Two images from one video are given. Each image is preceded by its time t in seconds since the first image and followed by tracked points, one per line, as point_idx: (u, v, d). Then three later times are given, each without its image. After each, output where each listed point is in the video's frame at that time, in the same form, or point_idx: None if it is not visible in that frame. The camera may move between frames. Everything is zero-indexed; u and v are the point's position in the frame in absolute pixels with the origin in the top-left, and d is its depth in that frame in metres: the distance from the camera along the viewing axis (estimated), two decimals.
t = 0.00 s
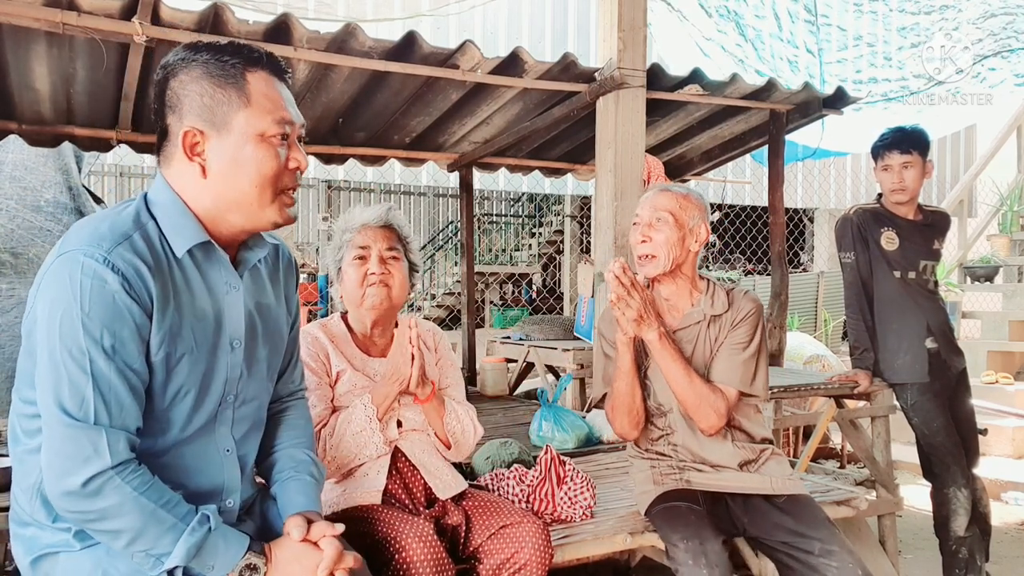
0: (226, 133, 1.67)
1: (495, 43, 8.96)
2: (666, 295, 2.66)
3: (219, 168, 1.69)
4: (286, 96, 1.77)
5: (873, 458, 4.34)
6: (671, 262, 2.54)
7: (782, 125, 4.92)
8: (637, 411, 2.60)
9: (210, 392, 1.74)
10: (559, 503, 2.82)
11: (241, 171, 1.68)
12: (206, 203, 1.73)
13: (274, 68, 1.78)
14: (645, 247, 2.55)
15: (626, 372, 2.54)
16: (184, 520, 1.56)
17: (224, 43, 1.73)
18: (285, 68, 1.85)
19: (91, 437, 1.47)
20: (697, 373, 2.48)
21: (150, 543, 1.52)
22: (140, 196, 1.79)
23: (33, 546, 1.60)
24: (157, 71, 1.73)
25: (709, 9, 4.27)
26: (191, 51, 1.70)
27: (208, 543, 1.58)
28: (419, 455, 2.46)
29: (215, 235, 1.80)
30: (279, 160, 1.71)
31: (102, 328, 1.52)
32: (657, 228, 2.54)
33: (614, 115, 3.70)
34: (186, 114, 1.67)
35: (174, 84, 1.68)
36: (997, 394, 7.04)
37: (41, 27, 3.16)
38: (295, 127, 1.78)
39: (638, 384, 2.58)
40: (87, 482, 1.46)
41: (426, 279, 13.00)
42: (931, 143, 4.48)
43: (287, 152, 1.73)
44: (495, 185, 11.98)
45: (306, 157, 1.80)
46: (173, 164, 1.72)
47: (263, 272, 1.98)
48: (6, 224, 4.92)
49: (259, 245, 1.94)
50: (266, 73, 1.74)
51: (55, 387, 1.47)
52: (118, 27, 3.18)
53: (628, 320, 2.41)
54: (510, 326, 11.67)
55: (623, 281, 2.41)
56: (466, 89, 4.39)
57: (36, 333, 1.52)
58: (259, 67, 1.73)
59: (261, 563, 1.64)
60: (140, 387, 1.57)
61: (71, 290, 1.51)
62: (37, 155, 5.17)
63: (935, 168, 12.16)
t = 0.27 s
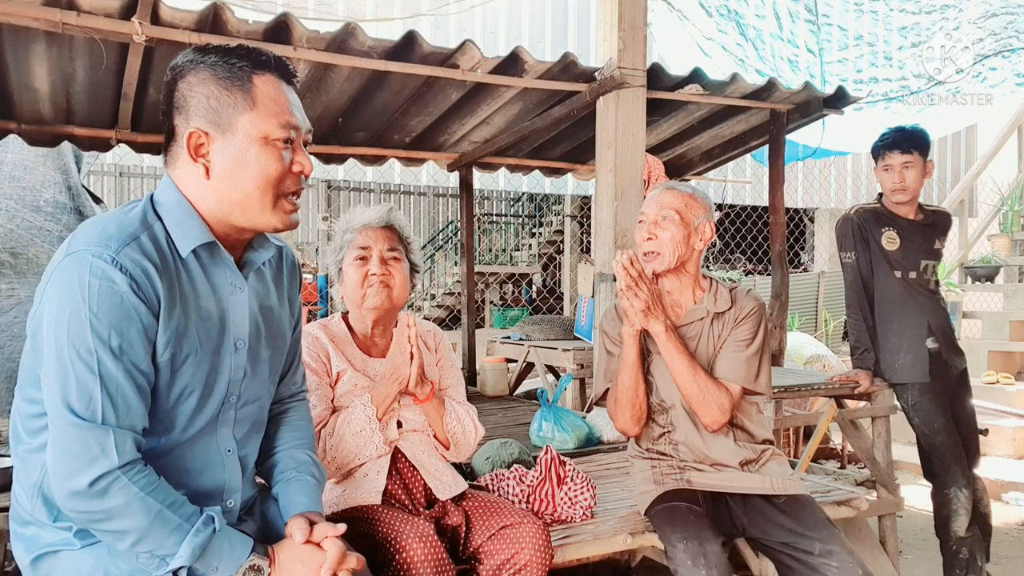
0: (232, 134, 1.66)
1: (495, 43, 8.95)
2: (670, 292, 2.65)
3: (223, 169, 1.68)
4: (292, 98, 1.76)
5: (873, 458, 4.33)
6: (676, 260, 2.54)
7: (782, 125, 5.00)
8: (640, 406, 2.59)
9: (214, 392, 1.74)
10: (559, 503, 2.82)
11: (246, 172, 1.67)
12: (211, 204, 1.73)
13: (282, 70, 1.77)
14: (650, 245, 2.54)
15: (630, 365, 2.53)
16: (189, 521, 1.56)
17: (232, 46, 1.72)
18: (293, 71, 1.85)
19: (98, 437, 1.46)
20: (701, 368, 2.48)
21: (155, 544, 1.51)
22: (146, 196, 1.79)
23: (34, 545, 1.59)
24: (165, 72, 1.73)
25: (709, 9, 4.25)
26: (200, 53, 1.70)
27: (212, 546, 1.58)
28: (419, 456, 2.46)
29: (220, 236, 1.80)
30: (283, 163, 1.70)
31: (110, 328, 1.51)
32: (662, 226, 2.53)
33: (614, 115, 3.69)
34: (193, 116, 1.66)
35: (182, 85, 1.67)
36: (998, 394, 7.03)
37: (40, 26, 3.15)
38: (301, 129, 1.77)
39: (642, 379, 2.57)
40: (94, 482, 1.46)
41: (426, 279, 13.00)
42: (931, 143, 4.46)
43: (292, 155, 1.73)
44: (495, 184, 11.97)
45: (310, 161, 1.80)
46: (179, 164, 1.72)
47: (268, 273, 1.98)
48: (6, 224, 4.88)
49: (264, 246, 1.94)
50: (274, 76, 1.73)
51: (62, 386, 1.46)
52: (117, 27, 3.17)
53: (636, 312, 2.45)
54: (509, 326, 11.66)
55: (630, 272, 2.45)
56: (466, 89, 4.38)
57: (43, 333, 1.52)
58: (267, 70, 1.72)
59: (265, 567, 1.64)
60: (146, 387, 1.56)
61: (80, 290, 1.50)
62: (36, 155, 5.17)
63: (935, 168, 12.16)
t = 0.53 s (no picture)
0: (226, 135, 1.67)
1: (494, 43, 8.96)
2: (668, 294, 2.65)
3: (217, 170, 1.68)
4: (291, 101, 1.75)
5: (873, 458, 4.34)
6: (674, 262, 2.55)
7: (781, 126, 5.01)
8: (639, 408, 2.60)
9: (215, 393, 1.74)
10: (559, 503, 2.82)
11: (242, 174, 1.67)
12: (207, 205, 1.72)
13: (284, 72, 1.77)
14: (648, 247, 2.55)
15: (628, 367, 2.54)
16: (190, 521, 1.56)
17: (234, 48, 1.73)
18: (296, 74, 1.85)
19: (100, 437, 1.46)
20: (700, 370, 2.48)
21: (156, 544, 1.52)
22: (148, 196, 1.79)
23: (34, 543, 1.59)
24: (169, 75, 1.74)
25: (709, 9, 4.26)
26: (201, 55, 1.71)
27: (213, 546, 1.58)
28: (419, 456, 2.46)
29: (221, 237, 1.80)
30: (277, 164, 1.69)
31: (113, 328, 1.51)
32: (659, 227, 2.53)
33: (614, 115, 3.69)
34: (192, 117, 1.67)
35: (184, 87, 1.68)
36: (998, 394, 7.03)
37: (40, 26, 3.15)
38: (299, 132, 1.76)
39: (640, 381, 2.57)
40: (94, 481, 1.46)
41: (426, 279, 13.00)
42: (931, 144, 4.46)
43: (287, 157, 1.71)
44: (495, 185, 11.98)
45: (309, 163, 1.78)
46: (179, 166, 1.72)
47: (270, 275, 1.98)
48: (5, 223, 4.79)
49: (265, 248, 1.94)
50: (273, 78, 1.73)
51: (65, 385, 1.47)
52: (117, 27, 3.17)
53: (633, 316, 2.45)
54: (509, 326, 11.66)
55: (627, 278, 2.43)
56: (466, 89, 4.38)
57: (45, 333, 1.52)
58: (267, 72, 1.72)
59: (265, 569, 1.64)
60: (148, 387, 1.57)
61: (84, 291, 1.51)
62: (36, 155, 5.17)
63: (935, 168, 12.16)
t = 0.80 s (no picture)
0: (209, 132, 1.68)
1: (495, 43, 8.97)
2: (667, 296, 2.66)
3: (200, 168, 1.70)
4: (281, 100, 1.76)
5: (873, 458, 4.34)
6: (671, 263, 2.54)
7: (781, 126, 5.01)
8: (636, 408, 2.60)
9: (210, 390, 1.75)
10: (559, 503, 2.82)
11: (228, 174, 1.67)
12: (195, 204, 1.74)
13: (274, 71, 1.78)
14: (645, 247, 2.55)
15: (624, 367, 2.54)
16: (187, 518, 1.57)
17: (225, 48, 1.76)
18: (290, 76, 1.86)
19: (96, 433, 1.49)
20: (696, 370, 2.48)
21: (152, 540, 1.53)
22: (142, 196, 1.80)
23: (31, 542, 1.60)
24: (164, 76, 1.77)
25: (709, 9, 4.26)
26: (194, 56, 1.74)
27: (209, 543, 1.58)
28: (419, 456, 2.46)
29: (215, 236, 1.82)
30: (260, 162, 1.69)
31: (106, 325, 1.53)
32: (656, 229, 2.53)
33: (614, 115, 3.69)
34: (182, 117, 1.70)
35: (178, 87, 1.72)
36: (998, 394, 7.03)
37: (40, 27, 3.15)
38: (289, 132, 1.76)
39: (637, 381, 2.57)
40: (90, 477, 1.48)
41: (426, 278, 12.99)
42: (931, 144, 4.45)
43: (270, 155, 1.70)
44: (495, 185, 11.99)
45: (295, 161, 1.77)
46: (172, 165, 1.74)
47: (266, 274, 1.99)
48: (7, 224, 4.94)
49: (258, 247, 1.94)
50: (261, 78, 1.74)
51: (60, 381, 1.49)
52: (116, 27, 3.17)
53: (628, 315, 2.44)
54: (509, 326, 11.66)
55: (622, 276, 2.44)
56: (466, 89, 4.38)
57: (40, 332, 1.54)
58: (255, 71, 1.73)
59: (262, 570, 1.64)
60: (142, 383, 1.58)
61: (78, 289, 1.53)
62: (36, 155, 5.17)
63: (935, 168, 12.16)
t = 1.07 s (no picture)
0: (178, 127, 1.73)
1: (495, 43, 8.97)
2: (664, 297, 2.66)
3: (170, 162, 1.74)
4: (251, 94, 1.80)
5: (873, 458, 4.33)
6: (669, 264, 2.54)
7: (782, 125, 5.02)
8: (632, 410, 2.60)
9: (192, 378, 1.78)
10: (559, 503, 2.82)
11: (198, 166, 1.71)
12: (169, 196, 1.78)
13: (245, 67, 1.81)
14: (642, 248, 2.55)
15: (620, 369, 2.54)
16: (165, 503, 1.59)
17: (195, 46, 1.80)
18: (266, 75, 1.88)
19: (73, 413, 1.52)
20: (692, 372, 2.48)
21: (130, 523, 1.55)
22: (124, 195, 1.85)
23: (25, 540, 1.63)
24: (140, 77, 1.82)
25: (709, 9, 4.26)
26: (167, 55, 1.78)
27: (186, 529, 1.59)
28: (419, 456, 2.46)
29: (196, 230, 1.85)
30: (227, 155, 1.72)
31: (80, 307, 1.58)
32: (653, 230, 2.53)
33: (614, 115, 3.69)
34: (156, 115, 1.75)
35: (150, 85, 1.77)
36: (998, 394, 7.03)
37: (40, 26, 3.15)
38: (260, 126, 1.80)
39: (633, 382, 2.57)
40: (69, 456, 1.51)
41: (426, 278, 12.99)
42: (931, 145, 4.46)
43: (235, 149, 1.73)
44: (495, 185, 11.99)
45: (264, 156, 1.78)
46: (150, 162, 1.79)
47: (250, 269, 2.02)
48: (6, 224, 4.89)
49: (238, 243, 1.97)
50: (229, 74, 1.77)
51: (37, 362, 1.54)
52: (116, 27, 3.17)
53: (624, 315, 2.44)
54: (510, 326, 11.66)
55: (620, 275, 2.44)
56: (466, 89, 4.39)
57: (20, 318, 1.59)
58: (226, 67, 1.76)
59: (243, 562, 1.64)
60: (119, 366, 1.61)
61: (54, 274, 1.57)
62: (36, 155, 5.19)
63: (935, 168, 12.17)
